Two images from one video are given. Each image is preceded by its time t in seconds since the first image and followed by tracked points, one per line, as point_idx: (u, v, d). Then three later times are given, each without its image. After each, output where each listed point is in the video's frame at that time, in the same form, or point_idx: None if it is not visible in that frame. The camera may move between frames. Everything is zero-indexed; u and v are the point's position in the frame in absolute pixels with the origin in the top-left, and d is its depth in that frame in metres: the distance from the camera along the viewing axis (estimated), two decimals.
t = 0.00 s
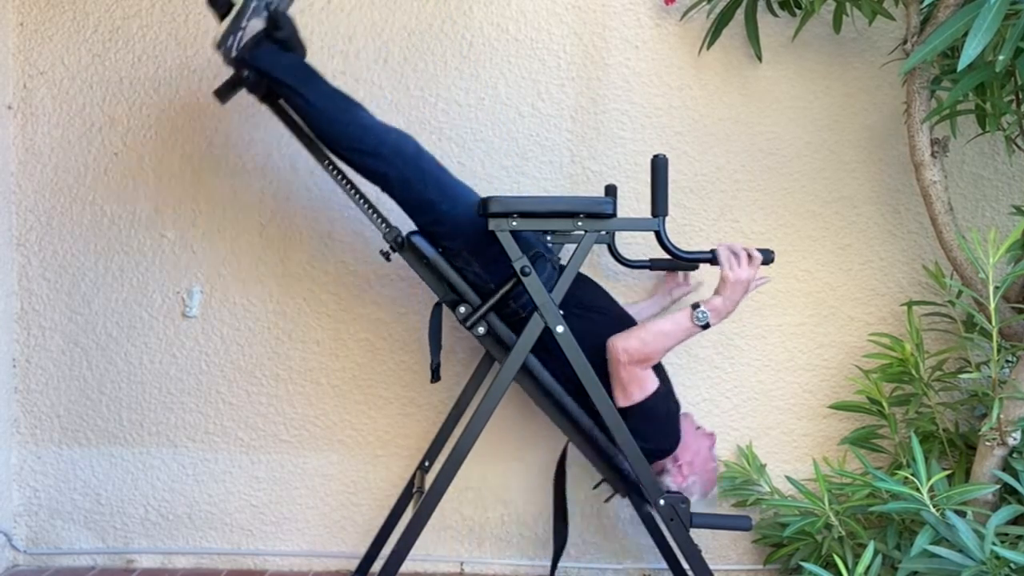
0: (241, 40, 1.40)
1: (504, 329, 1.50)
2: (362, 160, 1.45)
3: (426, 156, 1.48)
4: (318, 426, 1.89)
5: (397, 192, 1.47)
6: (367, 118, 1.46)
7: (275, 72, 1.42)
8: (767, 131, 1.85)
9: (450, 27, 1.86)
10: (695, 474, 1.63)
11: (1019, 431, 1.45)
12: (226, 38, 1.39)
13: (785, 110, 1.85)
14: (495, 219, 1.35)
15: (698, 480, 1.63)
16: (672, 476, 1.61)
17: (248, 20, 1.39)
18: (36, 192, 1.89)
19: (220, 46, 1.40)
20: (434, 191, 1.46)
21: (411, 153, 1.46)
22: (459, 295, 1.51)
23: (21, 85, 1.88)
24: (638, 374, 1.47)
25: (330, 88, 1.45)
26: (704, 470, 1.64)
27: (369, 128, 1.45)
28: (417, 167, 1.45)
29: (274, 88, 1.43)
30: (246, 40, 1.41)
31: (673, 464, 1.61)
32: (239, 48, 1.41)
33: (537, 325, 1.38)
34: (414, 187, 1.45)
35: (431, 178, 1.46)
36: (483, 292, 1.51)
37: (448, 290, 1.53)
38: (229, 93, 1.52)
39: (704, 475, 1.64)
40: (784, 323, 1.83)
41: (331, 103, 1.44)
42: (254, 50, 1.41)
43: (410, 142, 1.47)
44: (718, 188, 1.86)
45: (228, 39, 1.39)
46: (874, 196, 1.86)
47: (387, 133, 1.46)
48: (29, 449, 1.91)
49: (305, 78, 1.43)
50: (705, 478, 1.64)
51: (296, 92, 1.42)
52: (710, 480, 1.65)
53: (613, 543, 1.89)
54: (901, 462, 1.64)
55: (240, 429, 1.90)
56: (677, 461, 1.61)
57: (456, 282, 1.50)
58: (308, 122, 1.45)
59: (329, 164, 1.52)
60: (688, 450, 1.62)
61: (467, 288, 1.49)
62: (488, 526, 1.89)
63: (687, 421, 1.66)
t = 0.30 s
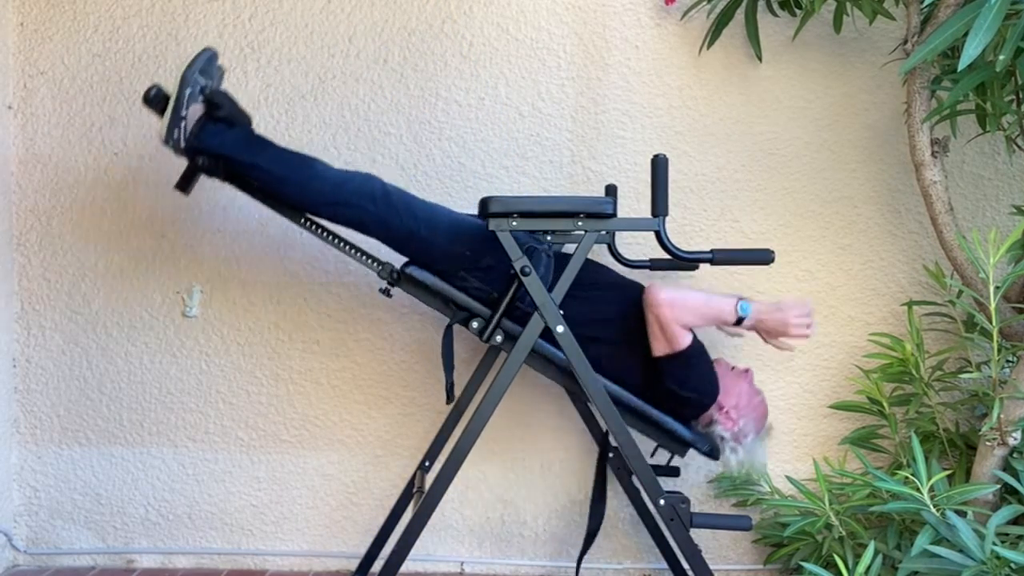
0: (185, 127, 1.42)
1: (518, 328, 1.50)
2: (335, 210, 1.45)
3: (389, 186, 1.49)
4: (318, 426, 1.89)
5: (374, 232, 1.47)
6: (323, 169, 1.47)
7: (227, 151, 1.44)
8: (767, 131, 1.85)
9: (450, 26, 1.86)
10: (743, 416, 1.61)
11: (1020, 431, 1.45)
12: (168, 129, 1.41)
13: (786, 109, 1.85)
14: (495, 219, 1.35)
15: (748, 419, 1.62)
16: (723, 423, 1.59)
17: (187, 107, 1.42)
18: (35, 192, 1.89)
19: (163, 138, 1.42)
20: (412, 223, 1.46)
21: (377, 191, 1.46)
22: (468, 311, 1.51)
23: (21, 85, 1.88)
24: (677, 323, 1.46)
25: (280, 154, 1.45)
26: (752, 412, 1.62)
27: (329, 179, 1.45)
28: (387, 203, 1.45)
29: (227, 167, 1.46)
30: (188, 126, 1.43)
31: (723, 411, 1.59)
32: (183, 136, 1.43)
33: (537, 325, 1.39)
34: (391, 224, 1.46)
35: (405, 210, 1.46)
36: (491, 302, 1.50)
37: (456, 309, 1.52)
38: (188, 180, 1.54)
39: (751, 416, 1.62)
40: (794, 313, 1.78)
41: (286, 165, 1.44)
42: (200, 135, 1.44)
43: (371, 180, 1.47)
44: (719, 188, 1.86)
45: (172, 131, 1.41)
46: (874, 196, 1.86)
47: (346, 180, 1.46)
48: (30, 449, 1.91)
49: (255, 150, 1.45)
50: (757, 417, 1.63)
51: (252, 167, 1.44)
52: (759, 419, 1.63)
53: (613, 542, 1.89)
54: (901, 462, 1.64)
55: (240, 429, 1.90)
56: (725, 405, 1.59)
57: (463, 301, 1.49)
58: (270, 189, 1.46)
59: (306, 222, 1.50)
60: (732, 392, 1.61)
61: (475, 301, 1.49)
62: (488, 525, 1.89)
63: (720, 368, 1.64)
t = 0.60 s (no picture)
0: (162, 195, 1.41)
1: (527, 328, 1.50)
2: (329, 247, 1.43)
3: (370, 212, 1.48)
4: (318, 426, 1.89)
5: (370, 261, 1.46)
6: (305, 211, 1.45)
7: (207, 213, 1.42)
8: (767, 131, 1.85)
9: (450, 26, 1.86)
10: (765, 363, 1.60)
11: (1020, 431, 1.45)
12: (143, 201, 1.39)
13: (786, 109, 1.85)
14: (495, 219, 1.36)
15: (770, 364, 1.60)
16: (745, 372, 1.57)
17: (160, 175, 1.40)
18: (36, 192, 1.89)
19: (140, 210, 1.40)
20: (404, 247, 1.45)
21: (362, 220, 1.45)
22: (478, 320, 1.50)
23: (21, 85, 1.88)
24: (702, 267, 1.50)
25: (260, 207, 1.43)
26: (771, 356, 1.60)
27: (312, 219, 1.44)
28: (374, 230, 1.45)
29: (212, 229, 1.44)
30: (165, 194, 1.42)
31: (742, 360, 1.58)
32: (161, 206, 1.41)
33: (537, 324, 1.39)
34: (383, 252, 1.45)
35: (394, 233, 1.45)
36: (497, 308, 1.50)
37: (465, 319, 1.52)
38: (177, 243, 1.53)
39: (770, 363, 1.60)
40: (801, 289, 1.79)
41: (268, 215, 1.42)
42: (177, 199, 1.42)
43: (351, 211, 1.46)
44: (719, 189, 1.86)
45: (149, 201, 1.39)
46: (874, 196, 1.86)
47: (329, 217, 1.44)
48: (30, 449, 1.91)
49: (236, 207, 1.42)
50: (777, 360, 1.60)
51: (238, 224, 1.42)
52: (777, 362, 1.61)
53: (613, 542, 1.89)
54: (901, 462, 1.64)
55: (240, 429, 1.90)
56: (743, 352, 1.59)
57: (470, 311, 1.48)
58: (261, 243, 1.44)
59: (301, 264, 1.48)
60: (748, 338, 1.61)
61: (483, 310, 1.49)
62: (488, 525, 1.89)
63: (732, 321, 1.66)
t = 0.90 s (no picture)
0: (153, 245, 1.36)
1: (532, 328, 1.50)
2: (330, 272, 1.41)
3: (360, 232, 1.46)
4: (318, 425, 1.89)
5: (370, 280, 1.44)
6: (296, 239, 1.42)
7: (201, 258, 1.38)
8: (767, 131, 1.85)
9: (450, 26, 1.86)
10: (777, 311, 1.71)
11: (1021, 431, 1.45)
12: (136, 252, 1.34)
13: (786, 109, 1.85)
14: (495, 219, 1.36)
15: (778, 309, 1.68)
16: (760, 327, 1.67)
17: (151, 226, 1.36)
18: (36, 192, 1.89)
19: (133, 262, 1.35)
20: (403, 263, 1.44)
21: (356, 241, 1.43)
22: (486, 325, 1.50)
23: (21, 85, 1.88)
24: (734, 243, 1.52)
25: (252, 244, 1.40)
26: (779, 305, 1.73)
27: (305, 247, 1.41)
28: (370, 249, 1.43)
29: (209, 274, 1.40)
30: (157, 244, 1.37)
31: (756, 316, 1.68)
32: (155, 256, 1.36)
33: (537, 324, 1.38)
34: (381, 271, 1.43)
35: (390, 250, 1.44)
36: (501, 310, 1.49)
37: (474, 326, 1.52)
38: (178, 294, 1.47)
39: (778, 312, 1.70)
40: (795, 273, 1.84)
41: (261, 251, 1.39)
42: (171, 246, 1.37)
43: (342, 233, 1.44)
44: (719, 188, 1.86)
45: (141, 252, 1.34)
46: (874, 196, 1.86)
47: (321, 242, 1.42)
48: (29, 449, 1.91)
49: (228, 248, 1.39)
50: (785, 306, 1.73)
51: (234, 264, 1.38)
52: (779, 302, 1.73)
53: (614, 542, 1.89)
54: (902, 461, 1.64)
55: (241, 429, 1.90)
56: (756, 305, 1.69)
57: (475, 318, 1.48)
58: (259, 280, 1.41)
59: (301, 294, 1.47)
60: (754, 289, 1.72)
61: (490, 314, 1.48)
62: (488, 525, 1.89)
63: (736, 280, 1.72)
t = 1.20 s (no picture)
0: (151, 278, 1.35)
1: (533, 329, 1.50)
2: (331, 292, 1.40)
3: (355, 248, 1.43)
4: (318, 426, 1.89)
5: (373, 295, 1.42)
6: (293, 261, 1.40)
7: (199, 288, 1.37)
8: (767, 131, 1.85)
9: (450, 26, 1.85)
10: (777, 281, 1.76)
11: (1021, 431, 1.45)
12: (135, 286, 1.34)
13: (786, 109, 1.85)
14: (495, 219, 1.36)
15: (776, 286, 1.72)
16: (761, 299, 1.71)
17: (145, 259, 1.34)
18: (36, 192, 1.89)
19: (133, 295, 1.35)
20: (401, 274, 1.41)
21: (353, 257, 1.41)
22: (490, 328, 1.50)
23: (21, 85, 1.87)
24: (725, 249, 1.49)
25: (249, 269, 1.38)
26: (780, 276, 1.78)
27: (301, 269, 1.38)
28: (366, 263, 1.40)
29: (209, 302, 1.39)
30: (154, 278, 1.36)
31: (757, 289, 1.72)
32: (152, 289, 1.36)
33: (537, 324, 1.39)
34: (382, 284, 1.41)
35: (387, 263, 1.41)
36: (503, 311, 1.51)
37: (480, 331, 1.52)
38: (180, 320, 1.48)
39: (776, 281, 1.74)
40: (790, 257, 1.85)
41: (259, 277, 1.37)
42: (167, 278, 1.36)
43: (337, 251, 1.42)
44: (719, 188, 1.86)
45: (139, 286, 1.34)
46: (874, 195, 1.86)
47: (317, 263, 1.39)
48: (29, 449, 1.91)
49: (225, 276, 1.37)
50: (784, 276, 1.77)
51: (233, 292, 1.37)
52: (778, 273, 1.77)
53: (614, 542, 1.89)
54: (902, 461, 1.64)
55: (241, 429, 1.90)
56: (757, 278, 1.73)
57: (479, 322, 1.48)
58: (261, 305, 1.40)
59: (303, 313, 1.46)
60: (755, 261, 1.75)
61: (492, 316, 1.50)
62: (488, 525, 1.89)
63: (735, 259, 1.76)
